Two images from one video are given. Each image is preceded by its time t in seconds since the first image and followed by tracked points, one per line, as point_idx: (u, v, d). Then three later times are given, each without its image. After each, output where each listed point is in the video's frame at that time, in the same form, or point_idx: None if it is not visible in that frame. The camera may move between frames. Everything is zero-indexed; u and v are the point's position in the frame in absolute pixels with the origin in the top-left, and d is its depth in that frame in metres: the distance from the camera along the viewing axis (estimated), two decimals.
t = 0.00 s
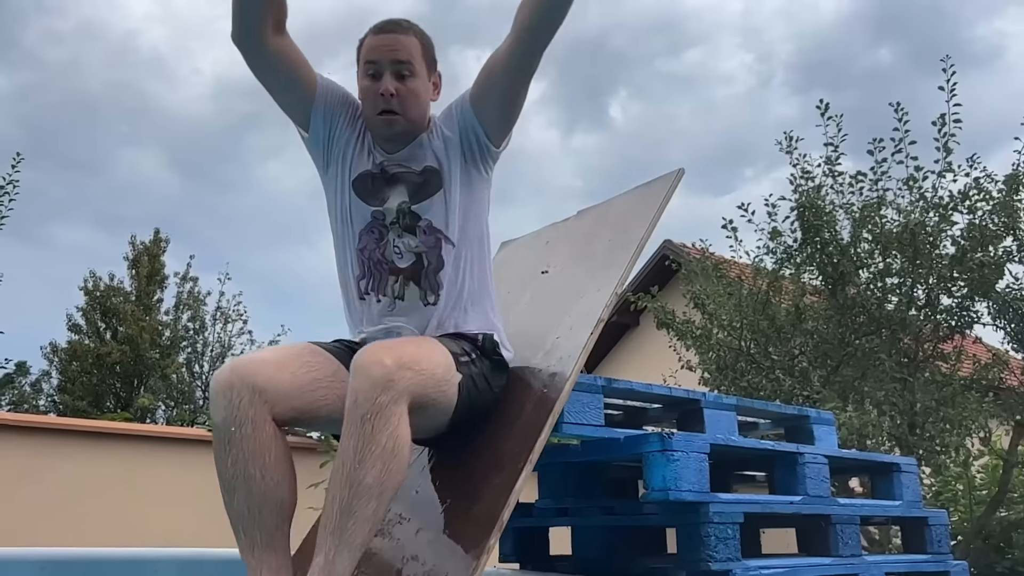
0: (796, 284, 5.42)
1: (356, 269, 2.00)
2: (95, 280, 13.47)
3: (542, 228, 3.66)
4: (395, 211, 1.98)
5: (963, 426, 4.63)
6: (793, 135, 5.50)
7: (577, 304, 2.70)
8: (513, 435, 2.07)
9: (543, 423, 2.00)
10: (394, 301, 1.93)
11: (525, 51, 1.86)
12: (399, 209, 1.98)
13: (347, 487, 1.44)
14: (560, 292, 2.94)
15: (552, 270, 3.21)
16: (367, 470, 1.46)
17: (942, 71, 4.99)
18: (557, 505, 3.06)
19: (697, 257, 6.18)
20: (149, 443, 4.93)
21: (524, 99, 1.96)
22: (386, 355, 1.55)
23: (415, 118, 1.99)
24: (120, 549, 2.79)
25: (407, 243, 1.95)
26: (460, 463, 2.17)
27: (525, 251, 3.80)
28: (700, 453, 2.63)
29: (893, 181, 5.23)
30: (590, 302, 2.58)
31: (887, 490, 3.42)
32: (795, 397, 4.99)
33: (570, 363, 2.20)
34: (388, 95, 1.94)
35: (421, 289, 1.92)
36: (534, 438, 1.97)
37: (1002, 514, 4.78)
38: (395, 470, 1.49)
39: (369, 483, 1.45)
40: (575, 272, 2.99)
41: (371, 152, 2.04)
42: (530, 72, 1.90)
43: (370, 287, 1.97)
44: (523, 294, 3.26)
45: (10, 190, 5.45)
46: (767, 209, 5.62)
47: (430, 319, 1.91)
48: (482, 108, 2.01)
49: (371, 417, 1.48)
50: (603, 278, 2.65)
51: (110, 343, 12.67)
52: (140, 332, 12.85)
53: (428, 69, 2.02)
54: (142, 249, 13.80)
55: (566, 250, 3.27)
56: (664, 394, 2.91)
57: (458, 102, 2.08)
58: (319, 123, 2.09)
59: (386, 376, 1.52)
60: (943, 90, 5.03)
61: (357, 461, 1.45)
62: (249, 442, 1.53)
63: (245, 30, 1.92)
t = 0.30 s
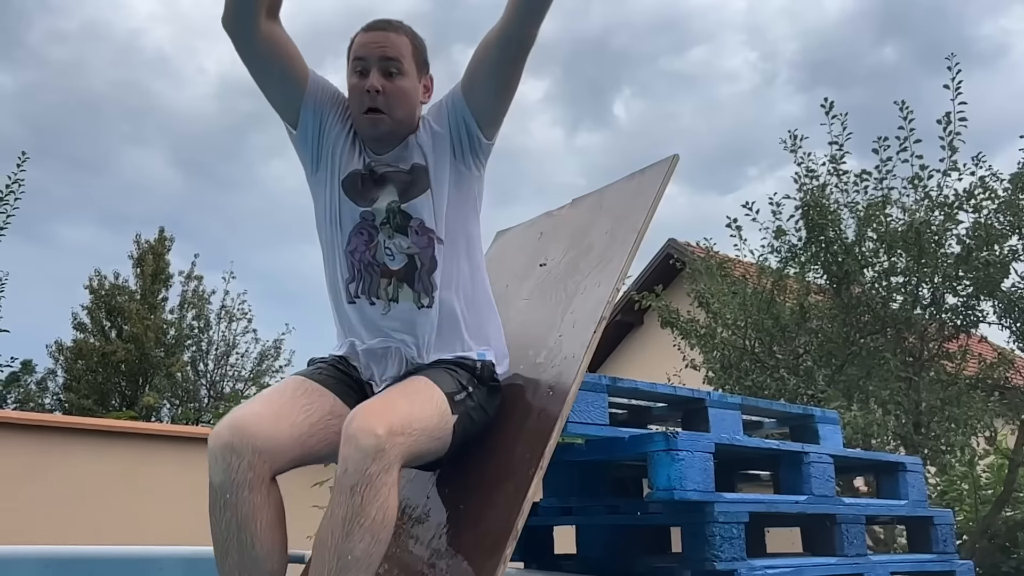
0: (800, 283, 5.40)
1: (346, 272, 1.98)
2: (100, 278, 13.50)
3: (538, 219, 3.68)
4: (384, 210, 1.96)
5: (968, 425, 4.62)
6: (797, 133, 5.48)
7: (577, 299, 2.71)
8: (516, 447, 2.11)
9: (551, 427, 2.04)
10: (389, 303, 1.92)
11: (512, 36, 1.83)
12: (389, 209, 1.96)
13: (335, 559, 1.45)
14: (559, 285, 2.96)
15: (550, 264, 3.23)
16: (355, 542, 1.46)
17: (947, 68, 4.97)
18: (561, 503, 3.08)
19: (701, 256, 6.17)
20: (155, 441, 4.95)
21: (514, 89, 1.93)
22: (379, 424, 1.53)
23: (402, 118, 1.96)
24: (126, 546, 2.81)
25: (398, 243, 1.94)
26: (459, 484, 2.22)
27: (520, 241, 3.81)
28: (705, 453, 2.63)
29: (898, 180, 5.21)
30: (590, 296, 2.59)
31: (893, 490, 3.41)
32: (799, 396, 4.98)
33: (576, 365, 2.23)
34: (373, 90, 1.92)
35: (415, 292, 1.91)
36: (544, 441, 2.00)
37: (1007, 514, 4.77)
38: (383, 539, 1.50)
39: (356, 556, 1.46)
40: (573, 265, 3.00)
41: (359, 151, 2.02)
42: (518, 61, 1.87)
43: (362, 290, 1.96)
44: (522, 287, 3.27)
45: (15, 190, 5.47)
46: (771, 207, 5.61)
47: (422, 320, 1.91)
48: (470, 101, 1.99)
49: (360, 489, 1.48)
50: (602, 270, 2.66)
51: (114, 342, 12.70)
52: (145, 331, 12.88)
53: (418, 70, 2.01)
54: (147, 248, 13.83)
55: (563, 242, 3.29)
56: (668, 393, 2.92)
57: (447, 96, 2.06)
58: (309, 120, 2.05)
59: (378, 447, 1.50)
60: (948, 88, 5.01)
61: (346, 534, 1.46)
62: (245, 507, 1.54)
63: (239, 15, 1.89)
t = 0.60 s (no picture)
0: (803, 282, 5.40)
1: (334, 283, 1.92)
2: (103, 278, 13.52)
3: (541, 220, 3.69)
4: (375, 216, 1.91)
5: (971, 425, 4.62)
6: (800, 133, 5.48)
7: (580, 300, 2.72)
8: (520, 451, 2.15)
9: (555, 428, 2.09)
10: (381, 314, 1.87)
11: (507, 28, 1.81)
12: (379, 215, 1.91)
13: None
14: (562, 286, 2.95)
15: (554, 265, 3.22)
16: None
17: (950, 67, 4.96)
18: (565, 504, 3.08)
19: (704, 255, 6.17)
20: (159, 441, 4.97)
21: (509, 86, 1.91)
22: (374, 495, 1.47)
23: (390, 121, 1.93)
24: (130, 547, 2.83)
25: (389, 251, 1.89)
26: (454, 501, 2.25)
27: (524, 241, 3.82)
28: (709, 454, 2.63)
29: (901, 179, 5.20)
30: (593, 297, 2.59)
31: (897, 490, 3.40)
32: (802, 396, 4.98)
33: (579, 366, 2.26)
34: (361, 89, 1.90)
35: (409, 299, 1.87)
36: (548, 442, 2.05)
37: (1010, 513, 4.77)
38: None
39: None
40: (576, 266, 3.00)
41: (348, 158, 1.98)
42: (514, 55, 1.85)
43: (350, 301, 1.90)
44: (525, 288, 3.28)
45: (18, 189, 5.47)
46: (774, 207, 5.61)
47: (416, 331, 1.87)
48: (461, 101, 1.96)
49: (356, 562, 1.44)
50: (606, 272, 2.67)
51: (117, 341, 12.72)
52: (148, 330, 12.90)
53: (411, 77, 1.99)
54: (150, 248, 13.84)
55: (566, 243, 3.29)
56: (672, 394, 2.92)
57: (437, 100, 2.02)
58: (294, 129, 2.00)
59: (373, 519, 1.45)
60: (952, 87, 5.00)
61: None
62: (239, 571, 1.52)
63: (222, 17, 1.86)
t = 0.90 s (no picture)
0: (805, 282, 5.40)
1: (322, 302, 1.84)
2: (105, 277, 13.53)
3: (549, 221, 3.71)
4: (364, 232, 1.82)
5: (975, 426, 4.61)
6: (802, 132, 5.41)
7: (584, 301, 2.72)
8: (519, 452, 2.17)
9: (556, 428, 2.12)
10: (371, 333, 1.79)
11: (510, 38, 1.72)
12: (369, 231, 1.82)
13: None
14: (568, 287, 2.95)
15: (560, 266, 3.23)
16: None
17: (953, 67, 4.95)
18: (567, 504, 3.08)
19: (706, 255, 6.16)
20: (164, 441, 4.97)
21: (511, 99, 1.82)
22: (366, 567, 1.40)
23: (379, 129, 1.87)
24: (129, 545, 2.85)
25: (378, 268, 1.80)
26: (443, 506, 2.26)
27: (531, 242, 3.83)
28: (712, 454, 2.63)
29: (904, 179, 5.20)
30: (598, 299, 2.60)
31: (900, 490, 3.40)
32: (804, 396, 4.98)
33: (582, 366, 2.28)
34: (352, 95, 1.85)
35: (400, 316, 1.79)
36: (550, 442, 2.08)
37: (1013, 514, 4.76)
38: None
39: None
40: (582, 267, 3.00)
41: (337, 172, 1.90)
42: (517, 68, 1.75)
43: (339, 320, 1.81)
44: (530, 288, 3.29)
45: (21, 189, 5.48)
46: (777, 207, 5.61)
47: (409, 351, 1.79)
48: (458, 113, 1.86)
49: None
50: (610, 274, 2.67)
51: (120, 341, 12.73)
52: (151, 329, 12.91)
53: (404, 89, 1.95)
54: (153, 247, 13.84)
55: (572, 244, 3.29)
56: (675, 394, 2.91)
57: (432, 112, 1.92)
58: (277, 146, 1.91)
59: None
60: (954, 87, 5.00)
61: None
62: None
63: (199, 37, 1.74)
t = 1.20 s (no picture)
0: (810, 282, 5.39)
1: (312, 324, 1.76)
2: (111, 277, 13.56)
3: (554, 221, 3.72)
4: (360, 253, 1.75)
5: (981, 426, 4.60)
6: (808, 132, 5.48)
7: (589, 302, 2.72)
8: (524, 452, 2.20)
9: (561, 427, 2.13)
10: (362, 357, 1.71)
11: (516, 66, 1.64)
12: (365, 251, 1.74)
13: None
14: (573, 288, 2.96)
15: (565, 266, 3.23)
16: None
17: (958, 67, 4.94)
18: (573, 505, 3.07)
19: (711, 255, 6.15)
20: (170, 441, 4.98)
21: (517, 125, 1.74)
22: None
23: (373, 144, 1.79)
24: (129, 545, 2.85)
25: (373, 289, 1.73)
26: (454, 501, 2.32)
27: (536, 241, 3.83)
28: (718, 455, 2.63)
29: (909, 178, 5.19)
30: (604, 300, 2.60)
31: (906, 491, 3.39)
32: (810, 396, 5.00)
33: (588, 366, 2.28)
34: (343, 111, 1.78)
35: (392, 340, 1.71)
36: (554, 442, 2.08)
37: (1020, 514, 4.74)
38: None
39: None
40: (588, 267, 3.00)
41: (330, 191, 1.83)
42: (522, 95, 1.67)
43: (330, 343, 1.74)
44: (535, 288, 3.30)
45: (27, 189, 5.49)
46: (782, 207, 5.60)
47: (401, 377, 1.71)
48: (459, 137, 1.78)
49: None
50: (616, 276, 2.66)
51: (125, 341, 12.75)
52: (156, 329, 12.94)
53: (401, 108, 1.88)
54: (157, 247, 13.87)
55: (578, 244, 3.29)
56: (680, 395, 2.91)
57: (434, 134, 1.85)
58: (259, 172, 1.83)
59: None
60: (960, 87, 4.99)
61: None
62: None
63: (173, 79, 1.64)
